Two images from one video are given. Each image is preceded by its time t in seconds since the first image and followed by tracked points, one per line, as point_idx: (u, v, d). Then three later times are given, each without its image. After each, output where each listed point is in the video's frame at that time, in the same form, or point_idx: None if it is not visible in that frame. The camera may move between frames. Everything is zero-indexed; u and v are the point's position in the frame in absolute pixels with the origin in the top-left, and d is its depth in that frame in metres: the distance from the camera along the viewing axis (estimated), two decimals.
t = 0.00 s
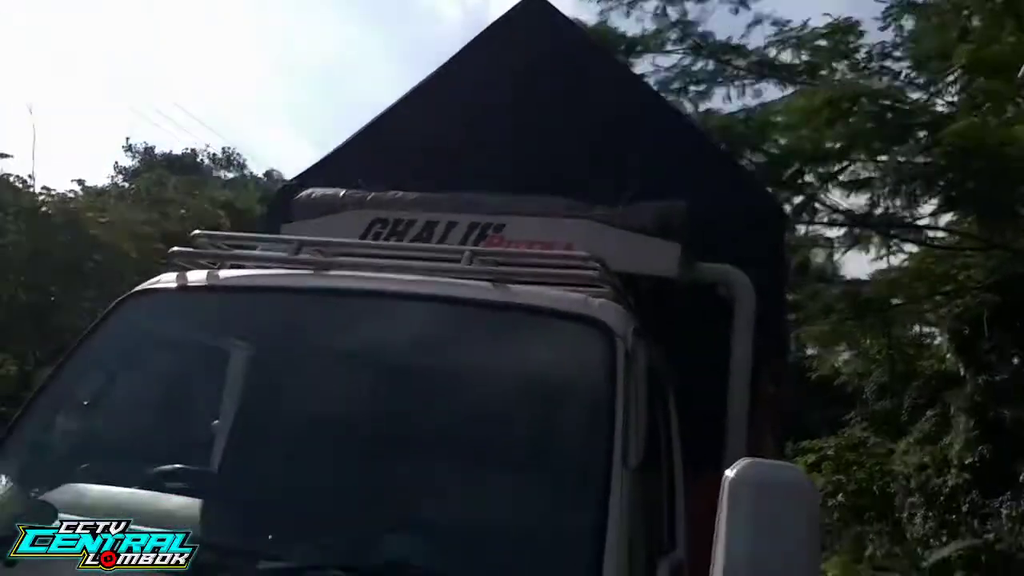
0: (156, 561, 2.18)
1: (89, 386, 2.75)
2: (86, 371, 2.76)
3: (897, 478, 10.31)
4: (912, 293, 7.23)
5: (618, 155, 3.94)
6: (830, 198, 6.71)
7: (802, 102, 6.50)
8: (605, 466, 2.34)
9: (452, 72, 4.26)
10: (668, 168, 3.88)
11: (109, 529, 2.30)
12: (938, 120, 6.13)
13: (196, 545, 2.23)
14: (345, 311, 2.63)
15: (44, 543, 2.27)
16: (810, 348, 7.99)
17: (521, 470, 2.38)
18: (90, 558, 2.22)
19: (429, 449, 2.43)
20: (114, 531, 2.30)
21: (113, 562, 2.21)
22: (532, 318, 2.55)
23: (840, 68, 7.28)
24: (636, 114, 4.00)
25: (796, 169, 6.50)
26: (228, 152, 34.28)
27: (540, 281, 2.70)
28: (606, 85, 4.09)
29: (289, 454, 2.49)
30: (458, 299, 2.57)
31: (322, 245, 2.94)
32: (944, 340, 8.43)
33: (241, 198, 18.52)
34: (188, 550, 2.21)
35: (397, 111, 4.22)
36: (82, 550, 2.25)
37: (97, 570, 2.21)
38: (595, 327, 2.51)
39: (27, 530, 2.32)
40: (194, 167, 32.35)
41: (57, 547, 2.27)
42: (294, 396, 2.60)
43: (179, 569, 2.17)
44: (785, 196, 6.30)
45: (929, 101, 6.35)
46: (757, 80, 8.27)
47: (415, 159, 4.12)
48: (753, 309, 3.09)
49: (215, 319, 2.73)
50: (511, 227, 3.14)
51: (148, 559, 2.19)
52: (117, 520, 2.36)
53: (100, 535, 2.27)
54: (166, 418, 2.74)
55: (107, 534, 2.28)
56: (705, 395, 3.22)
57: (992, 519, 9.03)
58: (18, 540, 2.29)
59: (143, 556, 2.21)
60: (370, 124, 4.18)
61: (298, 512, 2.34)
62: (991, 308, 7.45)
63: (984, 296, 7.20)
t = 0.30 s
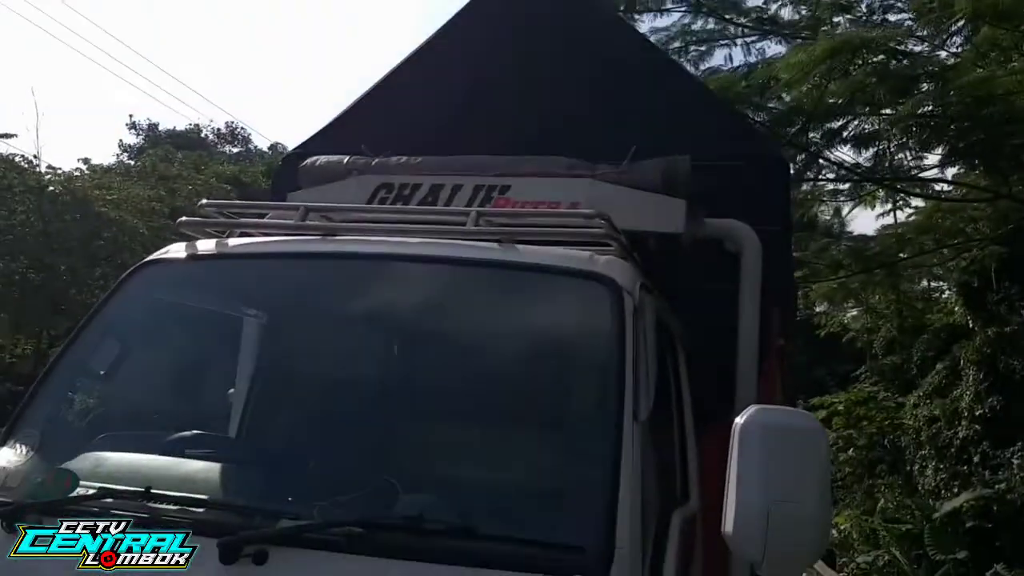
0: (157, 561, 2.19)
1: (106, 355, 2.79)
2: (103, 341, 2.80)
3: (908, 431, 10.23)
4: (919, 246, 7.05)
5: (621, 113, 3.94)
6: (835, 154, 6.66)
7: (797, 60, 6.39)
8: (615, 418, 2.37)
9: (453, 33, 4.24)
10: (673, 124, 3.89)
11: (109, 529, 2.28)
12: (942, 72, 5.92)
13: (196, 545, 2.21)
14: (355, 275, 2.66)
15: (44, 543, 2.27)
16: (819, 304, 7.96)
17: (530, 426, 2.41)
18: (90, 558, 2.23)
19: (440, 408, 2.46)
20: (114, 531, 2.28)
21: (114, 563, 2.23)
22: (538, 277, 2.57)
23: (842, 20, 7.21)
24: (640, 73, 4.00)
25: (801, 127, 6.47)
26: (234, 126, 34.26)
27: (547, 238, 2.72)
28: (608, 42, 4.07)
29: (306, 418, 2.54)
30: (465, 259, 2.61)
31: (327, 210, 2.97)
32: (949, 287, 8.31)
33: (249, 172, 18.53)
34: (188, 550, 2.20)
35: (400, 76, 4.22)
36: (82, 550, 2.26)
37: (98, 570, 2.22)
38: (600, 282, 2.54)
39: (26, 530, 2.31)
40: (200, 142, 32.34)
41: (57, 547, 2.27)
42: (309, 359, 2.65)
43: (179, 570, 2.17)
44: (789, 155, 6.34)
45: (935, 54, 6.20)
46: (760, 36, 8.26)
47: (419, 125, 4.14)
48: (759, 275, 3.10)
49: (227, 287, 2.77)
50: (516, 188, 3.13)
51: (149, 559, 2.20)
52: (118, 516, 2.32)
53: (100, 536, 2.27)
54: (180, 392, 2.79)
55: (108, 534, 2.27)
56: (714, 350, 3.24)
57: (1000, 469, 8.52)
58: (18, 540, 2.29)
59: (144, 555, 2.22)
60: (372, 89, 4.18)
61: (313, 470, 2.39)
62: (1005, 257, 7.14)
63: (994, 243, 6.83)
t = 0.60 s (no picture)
0: (157, 561, 2.19)
1: (115, 331, 2.82)
2: (111, 319, 2.84)
3: (915, 395, 10.25)
4: (925, 210, 6.98)
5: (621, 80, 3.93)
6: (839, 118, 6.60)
7: (797, 23, 6.18)
8: (622, 378, 2.39)
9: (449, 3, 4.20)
10: (673, 90, 3.87)
11: (109, 529, 2.29)
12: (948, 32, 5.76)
13: (196, 545, 2.20)
14: (362, 247, 2.70)
15: (44, 543, 2.29)
16: (824, 271, 7.95)
17: (537, 393, 2.41)
18: (90, 558, 2.25)
19: (445, 378, 2.46)
20: (114, 530, 2.28)
21: (114, 563, 2.23)
22: (541, 245, 2.61)
23: None
24: (639, 39, 3.98)
25: (804, 92, 6.34)
26: (234, 104, 34.14)
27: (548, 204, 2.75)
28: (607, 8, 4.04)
29: (313, 391, 2.55)
30: (471, 228, 2.64)
31: (329, 182, 3.01)
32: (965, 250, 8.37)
33: (250, 149, 18.49)
34: (188, 549, 2.20)
35: (397, 48, 4.20)
36: (82, 550, 2.27)
37: (99, 569, 2.24)
38: (602, 246, 2.58)
39: (27, 529, 2.34)
40: (201, 121, 32.24)
41: (57, 547, 2.28)
42: (314, 330, 2.66)
43: (179, 570, 2.17)
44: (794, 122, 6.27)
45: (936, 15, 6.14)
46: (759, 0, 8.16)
47: (418, 97, 4.14)
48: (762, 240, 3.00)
49: (234, 263, 2.81)
50: (517, 156, 3.14)
51: (150, 559, 2.21)
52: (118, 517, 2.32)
53: (100, 536, 2.27)
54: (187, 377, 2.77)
55: (108, 534, 2.27)
56: (719, 315, 3.23)
57: (1007, 432, 8.58)
58: (18, 540, 2.32)
59: (141, 555, 2.22)
60: (370, 62, 4.16)
61: (320, 438, 2.42)
62: (1009, 222, 7.25)
63: (1000, 207, 6.81)
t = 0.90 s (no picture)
0: (157, 561, 2.20)
1: (119, 308, 2.84)
2: (115, 296, 2.85)
3: (919, 364, 10.33)
4: (927, 178, 6.98)
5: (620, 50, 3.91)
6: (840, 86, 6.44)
7: None
8: (626, 343, 2.40)
9: None
10: (673, 57, 3.86)
11: (109, 529, 2.28)
12: None
13: (196, 545, 2.20)
14: (365, 219, 2.71)
15: (44, 543, 2.33)
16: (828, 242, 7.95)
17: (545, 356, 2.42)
18: (89, 558, 2.27)
19: (450, 351, 2.47)
20: (113, 530, 2.28)
21: (114, 563, 2.25)
22: (544, 216, 2.61)
23: None
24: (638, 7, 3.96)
25: (805, 61, 6.15)
26: (233, 85, 34.06)
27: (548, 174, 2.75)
28: None
29: (316, 361, 2.57)
30: (474, 199, 2.65)
31: (327, 153, 3.01)
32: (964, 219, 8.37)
33: (250, 129, 18.47)
34: (188, 550, 2.20)
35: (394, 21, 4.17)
36: (82, 550, 2.29)
37: (99, 569, 2.26)
38: (604, 214, 2.58)
39: (26, 528, 2.37)
40: (200, 103, 32.19)
41: (57, 547, 2.31)
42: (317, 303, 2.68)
43: (180, 570, 2.18)
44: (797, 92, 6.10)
45: None
46: None
47: (417, 71, 4.13)
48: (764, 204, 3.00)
49: (236, 240, 2.82)
50: (518, 127, 3.14)
51: (150, 559, 2.21)
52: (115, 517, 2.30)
53: (100, 536, 2.28)
54: (193, 352, 2.78)
55: (107, 534, 2.28)
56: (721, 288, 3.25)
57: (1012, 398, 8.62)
58: (18, 540, 2.35)
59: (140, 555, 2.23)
60: (368, 35, 4.15)
61: (327, 410, 2.44)
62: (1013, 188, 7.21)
63: (1003, 172, 6.74)
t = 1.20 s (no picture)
0: (158, 561, 2.21)
1: (122, 282, 2.88)
2: (117, 272, 2.88)
3: (921, 333, 10.36)
4: (927, 145, 6.89)
5: (616, 17, 3.88)
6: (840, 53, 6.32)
7: None
8: (626, 310, 2.40)
9: None
10: (670, 22, 3.83)
11: (108, 529, 2.28)
12: None
13: (196, 545, 2.20)
14: (365, 192, 2.72)
15: (44, 543, 2.34)
16: (829, 211, 7.96)
17: (547, 325, 2.44)
18: (89, 558, 2.29)
19: (452, 323, 2.51)
20: (113, 530, 2.28)
21: (114, 562, 2.27)
22: (544, 185, 2.61)
23: None
24: None
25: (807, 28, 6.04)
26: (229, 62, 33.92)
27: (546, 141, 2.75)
28: None
29: (320, 333, 2.66)
30: (471, 166, 2.65)
31: (325, 126, 3.03)
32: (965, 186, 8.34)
33: (247, 106, 18.42)
34: (188, 550, 2.20)
35: None
36: (82, 550, 2.30)
37: (100, 568, 2.29)
38: (604, 181, 2.57)
39: (26, 528, 2.37)
40: (197, 81, 32.08)
41: (57, 547, 2.33)
42: (320, 275, 2.77)
43: (180, 570, 2.20)
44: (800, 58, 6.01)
45: None
46: None
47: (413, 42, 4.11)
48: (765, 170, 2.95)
49: (237, 214, 2.85)
50: (515, 95, 3.13)
51: (150, 559, 2.22)
52: (113, 516, 2.29)
53: (100, 536, 2.28)
54: (201, 333, 2.80)
55: (107, 534, 2.28)
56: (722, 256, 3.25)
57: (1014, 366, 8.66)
58: (18, 540, 2.37)
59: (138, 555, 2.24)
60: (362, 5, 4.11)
61: (331, 381, 2.49)
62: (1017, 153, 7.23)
63: (1005, 139, 6.83)
